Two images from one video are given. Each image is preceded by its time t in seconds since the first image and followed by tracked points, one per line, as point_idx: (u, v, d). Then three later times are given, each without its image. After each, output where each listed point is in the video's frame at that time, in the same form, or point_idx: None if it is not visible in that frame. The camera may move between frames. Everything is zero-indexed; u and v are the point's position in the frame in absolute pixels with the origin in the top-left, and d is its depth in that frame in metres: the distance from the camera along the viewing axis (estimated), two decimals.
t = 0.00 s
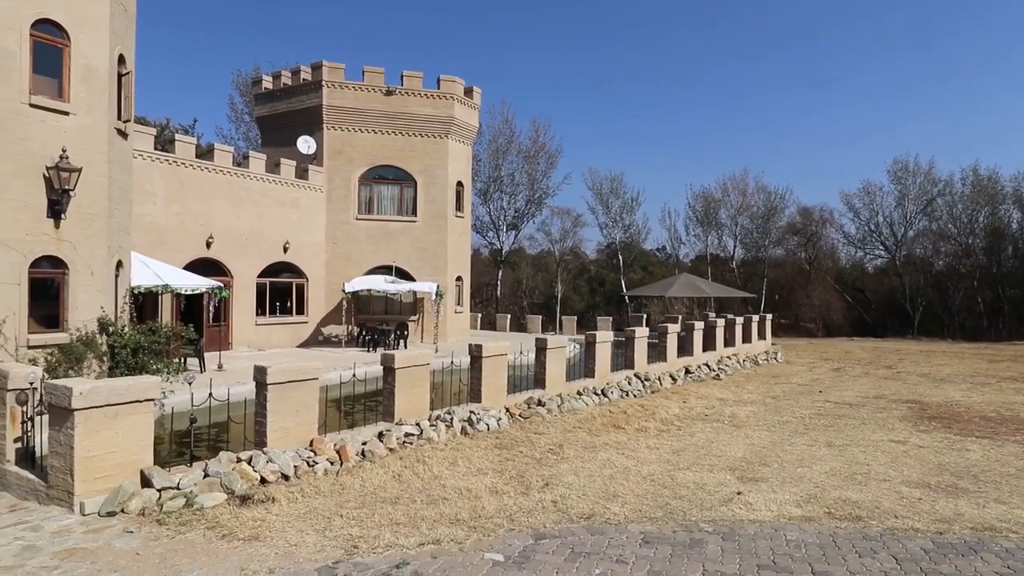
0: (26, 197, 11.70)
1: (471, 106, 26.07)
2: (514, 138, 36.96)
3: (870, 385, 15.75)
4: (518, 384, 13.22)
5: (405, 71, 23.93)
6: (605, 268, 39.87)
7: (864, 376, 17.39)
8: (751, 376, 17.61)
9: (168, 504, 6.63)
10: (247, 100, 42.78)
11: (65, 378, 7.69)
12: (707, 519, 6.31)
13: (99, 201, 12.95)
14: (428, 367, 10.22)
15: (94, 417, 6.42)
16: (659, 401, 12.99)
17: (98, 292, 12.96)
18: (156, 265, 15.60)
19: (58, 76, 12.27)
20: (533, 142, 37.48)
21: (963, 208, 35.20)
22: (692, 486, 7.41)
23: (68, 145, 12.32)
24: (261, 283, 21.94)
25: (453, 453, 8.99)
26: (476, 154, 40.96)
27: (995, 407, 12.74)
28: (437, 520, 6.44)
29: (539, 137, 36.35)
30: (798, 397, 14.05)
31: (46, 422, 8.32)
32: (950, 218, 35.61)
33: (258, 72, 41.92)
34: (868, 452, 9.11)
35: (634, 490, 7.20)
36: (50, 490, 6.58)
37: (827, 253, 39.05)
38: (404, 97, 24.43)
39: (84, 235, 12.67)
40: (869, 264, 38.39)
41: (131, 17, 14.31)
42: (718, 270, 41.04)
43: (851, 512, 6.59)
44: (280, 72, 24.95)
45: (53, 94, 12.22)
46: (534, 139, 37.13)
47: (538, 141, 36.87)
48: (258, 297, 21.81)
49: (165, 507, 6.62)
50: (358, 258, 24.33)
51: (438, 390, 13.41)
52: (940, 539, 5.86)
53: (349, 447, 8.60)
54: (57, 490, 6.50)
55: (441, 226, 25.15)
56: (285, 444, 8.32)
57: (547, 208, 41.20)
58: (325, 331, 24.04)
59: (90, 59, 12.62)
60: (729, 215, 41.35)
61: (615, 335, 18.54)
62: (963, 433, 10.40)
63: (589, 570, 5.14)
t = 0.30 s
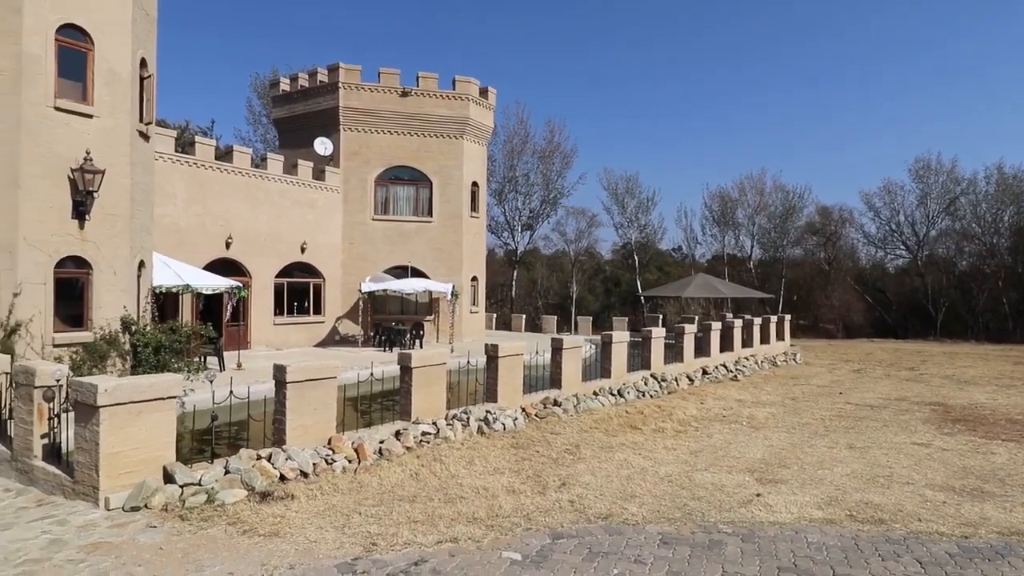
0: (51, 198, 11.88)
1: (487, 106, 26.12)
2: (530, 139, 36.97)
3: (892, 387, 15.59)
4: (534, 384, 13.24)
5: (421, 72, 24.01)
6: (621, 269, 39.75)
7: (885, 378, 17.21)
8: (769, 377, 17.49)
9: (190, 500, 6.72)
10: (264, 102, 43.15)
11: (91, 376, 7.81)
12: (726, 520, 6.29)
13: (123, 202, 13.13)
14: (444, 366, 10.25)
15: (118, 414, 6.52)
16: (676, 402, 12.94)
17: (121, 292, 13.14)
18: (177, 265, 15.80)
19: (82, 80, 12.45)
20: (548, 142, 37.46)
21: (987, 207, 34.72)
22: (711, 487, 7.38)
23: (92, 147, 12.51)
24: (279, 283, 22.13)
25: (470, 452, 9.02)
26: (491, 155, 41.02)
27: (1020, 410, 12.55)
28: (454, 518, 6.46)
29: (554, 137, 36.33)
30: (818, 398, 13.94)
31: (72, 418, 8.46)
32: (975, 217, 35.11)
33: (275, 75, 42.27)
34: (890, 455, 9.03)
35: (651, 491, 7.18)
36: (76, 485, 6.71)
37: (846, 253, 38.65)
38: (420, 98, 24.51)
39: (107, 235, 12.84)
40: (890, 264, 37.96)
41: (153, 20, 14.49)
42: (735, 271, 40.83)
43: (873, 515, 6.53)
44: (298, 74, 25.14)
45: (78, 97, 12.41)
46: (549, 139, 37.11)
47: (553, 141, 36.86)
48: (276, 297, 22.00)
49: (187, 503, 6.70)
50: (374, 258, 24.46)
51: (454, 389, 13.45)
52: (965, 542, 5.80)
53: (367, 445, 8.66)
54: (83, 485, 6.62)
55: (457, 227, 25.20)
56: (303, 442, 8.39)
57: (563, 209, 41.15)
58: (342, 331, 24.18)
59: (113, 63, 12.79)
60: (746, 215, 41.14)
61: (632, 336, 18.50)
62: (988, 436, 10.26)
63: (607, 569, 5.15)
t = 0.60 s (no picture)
0: (82, 201, 12.13)
1: (508, 107, 26.15)
2: (550, 139, 36.95)
3: (920, 390, 15.32)
4: (556, 384, 13.23)
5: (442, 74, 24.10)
6: (642, 269, 39.56)
7: (914, 380, 16.94)
8: (794, 378, 17.32)
9: (217, 497, 6.83)
10: (288, 104, 43.64)
11: (122, 374, 7.97)
12: (751, 523, 6.25)
13: (151, 204, 13.35)
14: (466, 367, 10.28)
15: (148, 412, 6.65)
16: (699, 403, 12.86)
17: (149, 292, 13.36)
18: (203, 266, 16.04)
19: (112, 85, 12.68)
20: (569, 142, 37.41)
21: (1020, 206, 33.94)
22: (735, 490, 7.33)
23: (122, 150, 12.74)
24: (302, 283, 22.37)
25: (492, 452, 9.05)
26: (512, 156, 41.08)
27: None
28: (477, 518, 6.49)
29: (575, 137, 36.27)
30: (844, 400, 13.77)
31: (104, 415, 8.65)
32: (1007, 216, 34.36)
33: (299, 78, 42.76)
34: (920, 459, 8.90)
35: (675, 492, 7.15)
36: (107, 480, 6.87)
37: (873, 253, 38.08)
38: (441, 100, 24.59)
39: (136, 237, 13.07)
40: (918, 264, 37.31)
41: (180, 26, 14.71)
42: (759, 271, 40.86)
43: (902, 520, 6.44)
44: (321, 77, 25.38)
45: (108, 102, 12.65)
46: (569, 139, 37.06)
47: (574, 141, 36.79)
48: (299, 297, 22.25)
49: (214, 500, 6.81)
50: (396, 258, 24.60)
51: (476, 389, 13.49)
52: (998, 549, 5.70)
53: (390, 444, 8.72)
54: (114, 480, 6.77)
55: (478, 227, 25.27)
56: (327, 441, 8.48)
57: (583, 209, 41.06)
58: (364, 331, 24.37)
59: (142, 68, 13.01)
60: (770, 214, 40.94)
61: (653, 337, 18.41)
62: (1021, 440, 10.06)
63: (631, 571, 5.15)
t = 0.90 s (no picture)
0: (113, 203, 12.37)
1: (530, 107, 26.17)
2: (571, 139, 36.89)
3: (952, 393, 15.05)
4: (578, 385, 13.22)
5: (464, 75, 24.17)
6: (664, 270, 39.25)
7: (946, 383, 16.63)
8: (821, 380, 17.10)
9: (244, 493, 6.94)
10: (311, 106, 44.08)
11: (152, 372, 8.13)
12: (778, 527, 6.20)
13: (180, 206, 13.57)
14: (489, 366, 10.30)
15: (178, 409, 6.78)
16: (724, 405, 12.76)
17: (178, 292, 13.58)
18: (229, 266, 16.28)
19: (143, 89, 12.92)
20: (590, 142, 37.31)
21: None
22: (761, 493, 7.27)
23: (152, 153, 12.97)
24: (326, 284, 22.59)
25: (515, 452, 9.07)
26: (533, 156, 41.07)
27: None
28: (501, 518, 6.51)
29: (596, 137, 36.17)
30: (873, 403, 13.58)
31: (135, 412, 8.84)
32: None
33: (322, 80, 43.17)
34: (953, 463, 8.75)
35: (699, 495, 7.11)
36: (139, 476, 7.02)
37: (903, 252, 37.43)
38: (463, 100, 24.67)
39: (165, 238, 13.29)
40: (950, 265, 36.56)
41: (208, 31, 14.95)
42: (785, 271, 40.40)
43: (934, 526, 6.35)
44: (344, 79, 25.59)
45: (138, 106, 12.88)
46: (591, 139, 36.96)
47: (595, 141, 36.68)
48: (323, 297, 22.47)
49: (242, 496, 6.92)
50: (418, 259, 24.72)
51: (498, 389, 13.52)
52: None
53: (413, 443, 8.79)
54: (145, 476, 6.92)
55: (500, 228, 25.30)
56: (351, 439, 8.56)
57: (605, 209, 40.91)
58: (386, 331, 24.54)
59: (171, 72, 13.24)
60: (795, 213, 40.37)
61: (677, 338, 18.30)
62: None
63: (656, 573, 5.13)
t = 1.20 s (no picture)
0: (144, 205, 12.60)
1: (552, 107, 26.13)
2: (594, 139, 36.78)
3: (985, 396, 14.74)
4: (602, 385, 13.17)
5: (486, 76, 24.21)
6: (687, 269, 38.74)
7: (980, 386, 16.29)
8: (850, 382, 16.86)
9: (272, 491, 7.05)
10: (335, 108, 44.46)
11: (183, 371, 8.28)
12: (807, 531, 6.13)
13: (208, 207, 13.78)
14: (512, 366, 10.32)
15: (207, 407, 6.90)
16: (749, 407, 12.64)
17: (206, 292, 13.79)
18: (256, 267, 16.50)
19: (173, 94, 13.15)
20: (613, 141, 37.16)
21: None
22: (789, 496, 7.19)
23: (182, 156, 13.20)
24: (350, 284, 22.79)
25: (538, 452, 9.08)
26: (555, 156, 41.02)
27: None
28: (524, 518, 6.53)
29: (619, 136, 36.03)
30: (904, 406, 13.35)
31: (166, 410, 9.01)
32: None
33: (347, 83, 43.59)
34: (987, 468, 8.58)
35: (725, 498, 7.06)
36: (170, 472, 7.18)
37: (935, 252, 36.71)
38: (486, 101, 24.71)
39: (195, 239, 13.51)
40: (983, 264, 35.44)
41: (235, 35, 15.15)
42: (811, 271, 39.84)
43: (969, 532, 6.23)
44: (367, 81, 25.79)
45: (168, 110, 13.11)
46: (613, 139, 36.80)
47: (618, 140, 36.53)
48: (347, 297, 22.68)
49: (269, 493, 7.02)
50: (441, 259, 24.82)
51: (520, 389, 13.53)
52: None
53: (437, 443, 8.84)
54: (176, 473, 7.08)
55: (523, 228, 25.30)
56: (377, 438, 8.65)
57: (628, 209, 40.69)
58: (409, 331, 24.69)
59: (200, 77, 13.45)
60: (823, 212, 39.78)
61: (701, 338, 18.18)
62: None
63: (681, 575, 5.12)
